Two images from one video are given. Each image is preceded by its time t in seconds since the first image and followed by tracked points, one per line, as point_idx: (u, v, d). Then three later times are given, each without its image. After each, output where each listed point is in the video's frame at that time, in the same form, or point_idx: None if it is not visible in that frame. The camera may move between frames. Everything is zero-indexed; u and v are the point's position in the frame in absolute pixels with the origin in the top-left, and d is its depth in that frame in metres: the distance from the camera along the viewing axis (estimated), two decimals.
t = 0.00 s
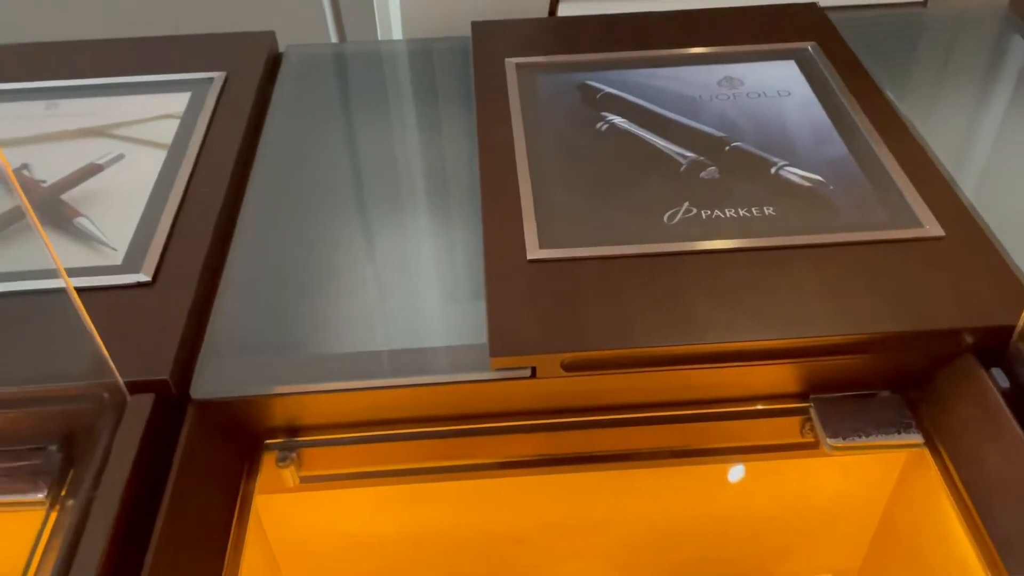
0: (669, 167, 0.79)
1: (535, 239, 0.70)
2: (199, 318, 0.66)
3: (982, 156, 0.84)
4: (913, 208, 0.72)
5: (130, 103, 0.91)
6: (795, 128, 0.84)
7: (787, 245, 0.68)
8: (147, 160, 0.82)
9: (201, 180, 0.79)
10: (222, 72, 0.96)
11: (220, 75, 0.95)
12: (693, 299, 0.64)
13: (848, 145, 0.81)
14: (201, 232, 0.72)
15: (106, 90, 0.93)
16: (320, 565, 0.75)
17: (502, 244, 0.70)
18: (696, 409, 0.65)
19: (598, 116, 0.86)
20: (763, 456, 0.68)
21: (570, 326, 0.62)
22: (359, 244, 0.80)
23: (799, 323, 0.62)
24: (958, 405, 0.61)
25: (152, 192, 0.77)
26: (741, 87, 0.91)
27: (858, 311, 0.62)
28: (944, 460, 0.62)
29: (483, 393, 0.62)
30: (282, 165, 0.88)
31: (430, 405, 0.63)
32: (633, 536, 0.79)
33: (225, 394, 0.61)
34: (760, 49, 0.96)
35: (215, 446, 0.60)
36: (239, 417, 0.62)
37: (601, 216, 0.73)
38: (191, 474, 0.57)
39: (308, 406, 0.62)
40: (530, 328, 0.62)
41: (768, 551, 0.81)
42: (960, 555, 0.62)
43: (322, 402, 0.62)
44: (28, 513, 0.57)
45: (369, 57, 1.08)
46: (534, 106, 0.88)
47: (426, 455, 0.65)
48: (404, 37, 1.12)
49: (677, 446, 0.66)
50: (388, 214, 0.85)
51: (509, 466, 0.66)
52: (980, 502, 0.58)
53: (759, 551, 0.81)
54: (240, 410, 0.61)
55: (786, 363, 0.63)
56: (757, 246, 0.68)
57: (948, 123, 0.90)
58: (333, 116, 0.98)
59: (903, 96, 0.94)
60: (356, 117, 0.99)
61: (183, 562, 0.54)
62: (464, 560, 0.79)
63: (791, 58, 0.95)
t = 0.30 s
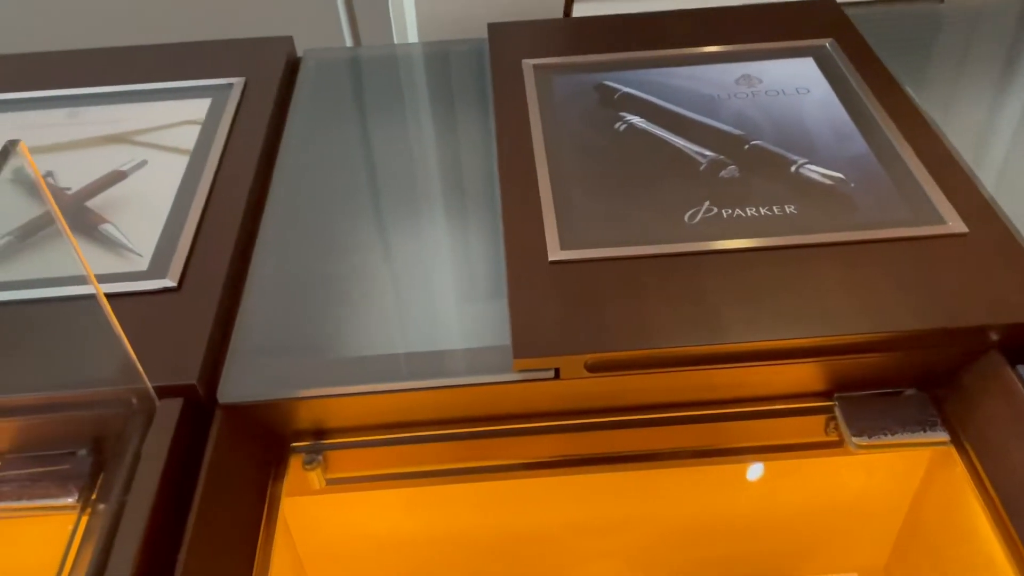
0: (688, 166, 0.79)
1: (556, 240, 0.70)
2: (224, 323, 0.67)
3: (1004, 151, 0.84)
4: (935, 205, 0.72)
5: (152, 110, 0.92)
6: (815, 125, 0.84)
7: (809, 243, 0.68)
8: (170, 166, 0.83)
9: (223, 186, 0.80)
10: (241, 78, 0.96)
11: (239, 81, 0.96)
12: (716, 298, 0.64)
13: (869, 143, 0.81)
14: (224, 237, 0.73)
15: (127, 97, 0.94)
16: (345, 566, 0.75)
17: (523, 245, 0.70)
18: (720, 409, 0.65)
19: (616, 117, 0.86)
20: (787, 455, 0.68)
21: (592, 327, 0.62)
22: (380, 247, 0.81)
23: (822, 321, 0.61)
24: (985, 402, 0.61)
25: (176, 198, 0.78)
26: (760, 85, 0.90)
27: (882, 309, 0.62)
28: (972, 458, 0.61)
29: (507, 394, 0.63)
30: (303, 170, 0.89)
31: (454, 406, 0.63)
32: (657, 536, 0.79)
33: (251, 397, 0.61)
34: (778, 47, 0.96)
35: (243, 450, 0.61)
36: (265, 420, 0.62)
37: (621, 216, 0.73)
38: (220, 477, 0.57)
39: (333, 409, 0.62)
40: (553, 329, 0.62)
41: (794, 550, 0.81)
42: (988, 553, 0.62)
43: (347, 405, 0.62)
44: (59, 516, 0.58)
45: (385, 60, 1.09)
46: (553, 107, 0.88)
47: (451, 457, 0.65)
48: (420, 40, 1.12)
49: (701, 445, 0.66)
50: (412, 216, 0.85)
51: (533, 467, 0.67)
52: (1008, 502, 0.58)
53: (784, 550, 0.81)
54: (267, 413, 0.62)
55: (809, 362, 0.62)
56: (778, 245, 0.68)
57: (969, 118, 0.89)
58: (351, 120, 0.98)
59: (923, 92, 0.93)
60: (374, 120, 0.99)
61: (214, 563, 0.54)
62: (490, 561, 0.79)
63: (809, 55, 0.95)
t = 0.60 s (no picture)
0: (712, 160, 0.78)
1: (580, 236, 0.70)
2: (252, 321, 0.67)
3: None
4: (962, 197, 0.71)
5: (176, 111, 0.93)
6: (839, 118, 0.83)
7: (835, 236, 0.68)
8: (195, 167, 0.84)
9: (248, 186, 0.80)
10: (263, 78, 0.97)
11: (261, 81, 0.96)
12: (743, 292, 0.64)
13: (893, 135, 0.80)
14: (250, 237, 0.74)
15: (151, 99, 0.95)
16: (373, 562, 0.76)
17: (547, 241, 0.70)
18: (747, 403, 0.65)
19: (638, 112, 0.86)
20: (815, 449, 0.68)
21: (619, 322, 0.62)
22: (403, 245, 0.81)
23: (850, 314, 0.61)
24: (1017, 396, 0.60)
25: (202, 198, 0.79)
26: (782, 78, 0.90)
27: (911, 302, 0.62)
28: (1004, 452, 0.61)
29: (534, 390, 0.63)
30: (326, 170, 0.89)
31: (481, 403, 0.63)
32: (683, 530, 0.79)
33: (281, 395, 0.61)
34: (800, 39, 0.95)
35: (272, 447, 0.61)
36: (294, 417, 0.63)
37: (645, 211, 0.73)
38: (251, 473, 0.58)
39: (361, 406, 0.62)
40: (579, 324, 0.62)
41: (821, 545, 0.81)
42: None
43: (375, 402, 0.62)
44: (93, 512, 0.59)
45: (404, 59, 1.09)
46: (574, 103, 0.88)
47: (479, 453, 0.66)
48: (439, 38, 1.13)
49: (729, 439, 0.66)
50: (434, 213, 0.85)
51: (560, 462, 0.67)
52: None
53: (811, 544, 0.81)
54: (296, 410, 0.62)
55: (837, 355, 0.62)
56: (804, 238, 0.68)
57: (995, 109, 0.88)
58: (371, 119, 0.99)
59: (948, 83, 0.92)
60: (395, 119, 0.99)
61: (247, 559, 0.55)
62: (516, 556, 0.80)
63: (831, 48, 0.94)
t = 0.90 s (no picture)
0: (739, 151, 0.78)
1: (607, 227, 0.70)
2: (282, 316, 0.68)
3: None
4: (994, 184, 0.71)
5: (201, 108, 0.94)
6: (866, 107, 0.83)
7: (865, 225, 0.67)
8: (221, 164, 0.84)
9: (274, 183, 0.80)
10: (287, 75, 0.97)
11: (285, 78, 0.97)
12: (773, 282, 0.63)
13: (922, 123, 0.79)
14: (278, 233, 0.74)
15: (175, 97, 0.96)
16: (403, 555, 0.76)
17: (574, 233, 0.70)
18: (778, 394, 0.65)
19: (662, 103, 0.86)
20: (846, 440, 0.67)
21: (649, 313, 0.62)
22: (428, 241, 0.81)
23: (882, 304, 0.61)
24: None
25: (229, 194, 0.79)
26: (807, 68, 0.89)
27: (943, 291, 0.61)
28: None
29: (564, 382, 0.62)
30: (349, 166, 0.89)
31: (511, 395, 0.63)
32: (714, 523, 0.78)
33: (312, 388, 0.62)
34: (825, 28, 0.95)
35: (305, 441, 0.61)
36: (326, 410, 0.63)
37: (673, 203, 0.73)
38: (284, 468, 0.58)
39: (391, 398, 0.63)
40: (608, 316, 0.62)
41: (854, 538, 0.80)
42: None
43: (404, 395, 0.62)
44: (128, 508, 0.59)
45: (424, 55, 1.09)
46: (598, 96, 0.88)
47: (507, 446, 0.66)
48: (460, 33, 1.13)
49: (759, 430, 0.66)
50: (458, 208, 0.86)
51: (589, 455, 0.67)
52: None
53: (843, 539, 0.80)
54: (328, 404, 0.63)
55: (869, 345, 0.62)
56: (834, 228, 0.68)
57: None
58: (393, 115, 0.99)
59: (977, 71, 0.91)
60: (418, 114, 0.99)
61: (281, 552, 0.55)
62: (545, 549, 0.80)
63: (856, 37, 0.93)
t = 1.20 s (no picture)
0: (770, 140, 0.77)
1: (639, 218, 0.70)
2: (316, 310, 0.68)
3: None
4: None
5: (230, 105, 0.94)
6: (898, 94, 0.82)
7: (901, 212, 0.67)
8: (251, 159, 0.85)
9: (304, 178, 0.81)
10: (314, 71, 0.98)
11: (312, 74, 0.97)
12: (809, 271, 0.63)
13: (956, 109, 0.79)
14: (309, 227, 0.74)
15: (204, 94, 0.96)
16: (438, 548, 0.76)
17: (606, 224, 0.70)
18: (815, 384, 0.65)
19: (691, 93, 0.85)
20: (883, 429, 0.67)
21: (683, 303, 0.61)
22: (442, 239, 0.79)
23: (920, 291, 0.60)
24: None
25: (260, 189, 0.80)
26: (837, 55, 0.88)
27: (983, 278, 0.60)
28: None
29: (599, 373, 0.62)
30: (377, 157, 0.89)
31: (546, 386, 0.63)
32: (749, 514, 0.78)
33: (348, 380, 0.62)
34: (854, 15, 0.94)
35: (339, 434, 0.62)
36: (362, 402, 0.63)
37: (706, 192, 0.72)
38: (320, 461, 0.59)
39: (426, 390, 0.62)
40: (643, 306, 0.61)
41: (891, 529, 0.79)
42: None
43: (438, 387, 0.62)
44: (168, 502, 0.60)
45: (447, 48, 1.09)
46: (626, 87, 0.87)
47: (541, 437, 0.66)
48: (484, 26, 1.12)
49: (795, 421, 0.66)
50: (486, 194, 0.85)
51: (624, 446, 0.67)
52: None
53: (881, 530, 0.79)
54: (363, 396, 0.63)
55: (907, 333, 0.61)
56: (869, 215, 0.67)
57: None
58: (417, 106, 0.99)
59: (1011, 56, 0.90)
60: (444, 105, 0.99)
61: (320, 542, 0.55)
62: (578, 539, 0.79)
63: (886, 24, 0.92)
